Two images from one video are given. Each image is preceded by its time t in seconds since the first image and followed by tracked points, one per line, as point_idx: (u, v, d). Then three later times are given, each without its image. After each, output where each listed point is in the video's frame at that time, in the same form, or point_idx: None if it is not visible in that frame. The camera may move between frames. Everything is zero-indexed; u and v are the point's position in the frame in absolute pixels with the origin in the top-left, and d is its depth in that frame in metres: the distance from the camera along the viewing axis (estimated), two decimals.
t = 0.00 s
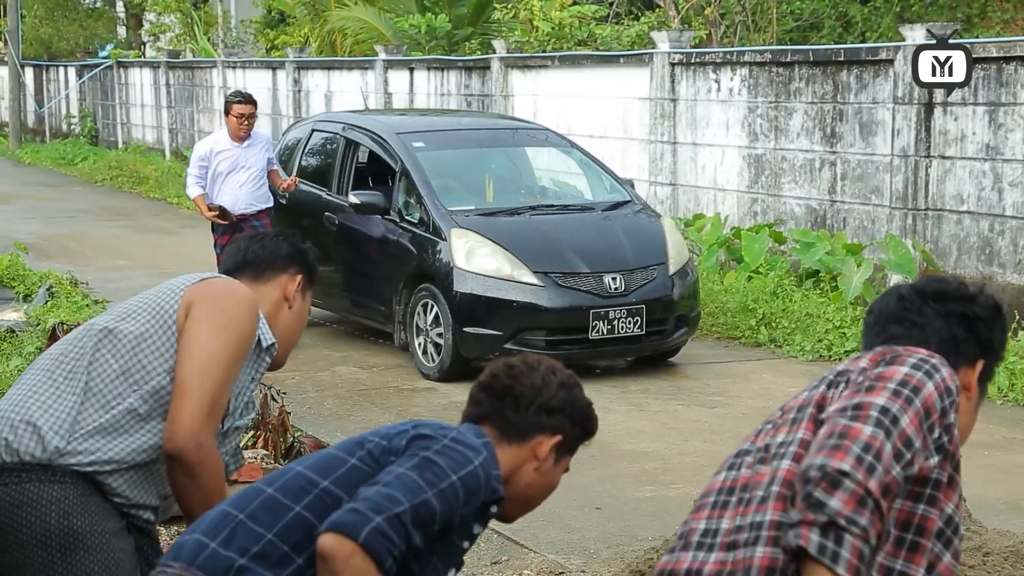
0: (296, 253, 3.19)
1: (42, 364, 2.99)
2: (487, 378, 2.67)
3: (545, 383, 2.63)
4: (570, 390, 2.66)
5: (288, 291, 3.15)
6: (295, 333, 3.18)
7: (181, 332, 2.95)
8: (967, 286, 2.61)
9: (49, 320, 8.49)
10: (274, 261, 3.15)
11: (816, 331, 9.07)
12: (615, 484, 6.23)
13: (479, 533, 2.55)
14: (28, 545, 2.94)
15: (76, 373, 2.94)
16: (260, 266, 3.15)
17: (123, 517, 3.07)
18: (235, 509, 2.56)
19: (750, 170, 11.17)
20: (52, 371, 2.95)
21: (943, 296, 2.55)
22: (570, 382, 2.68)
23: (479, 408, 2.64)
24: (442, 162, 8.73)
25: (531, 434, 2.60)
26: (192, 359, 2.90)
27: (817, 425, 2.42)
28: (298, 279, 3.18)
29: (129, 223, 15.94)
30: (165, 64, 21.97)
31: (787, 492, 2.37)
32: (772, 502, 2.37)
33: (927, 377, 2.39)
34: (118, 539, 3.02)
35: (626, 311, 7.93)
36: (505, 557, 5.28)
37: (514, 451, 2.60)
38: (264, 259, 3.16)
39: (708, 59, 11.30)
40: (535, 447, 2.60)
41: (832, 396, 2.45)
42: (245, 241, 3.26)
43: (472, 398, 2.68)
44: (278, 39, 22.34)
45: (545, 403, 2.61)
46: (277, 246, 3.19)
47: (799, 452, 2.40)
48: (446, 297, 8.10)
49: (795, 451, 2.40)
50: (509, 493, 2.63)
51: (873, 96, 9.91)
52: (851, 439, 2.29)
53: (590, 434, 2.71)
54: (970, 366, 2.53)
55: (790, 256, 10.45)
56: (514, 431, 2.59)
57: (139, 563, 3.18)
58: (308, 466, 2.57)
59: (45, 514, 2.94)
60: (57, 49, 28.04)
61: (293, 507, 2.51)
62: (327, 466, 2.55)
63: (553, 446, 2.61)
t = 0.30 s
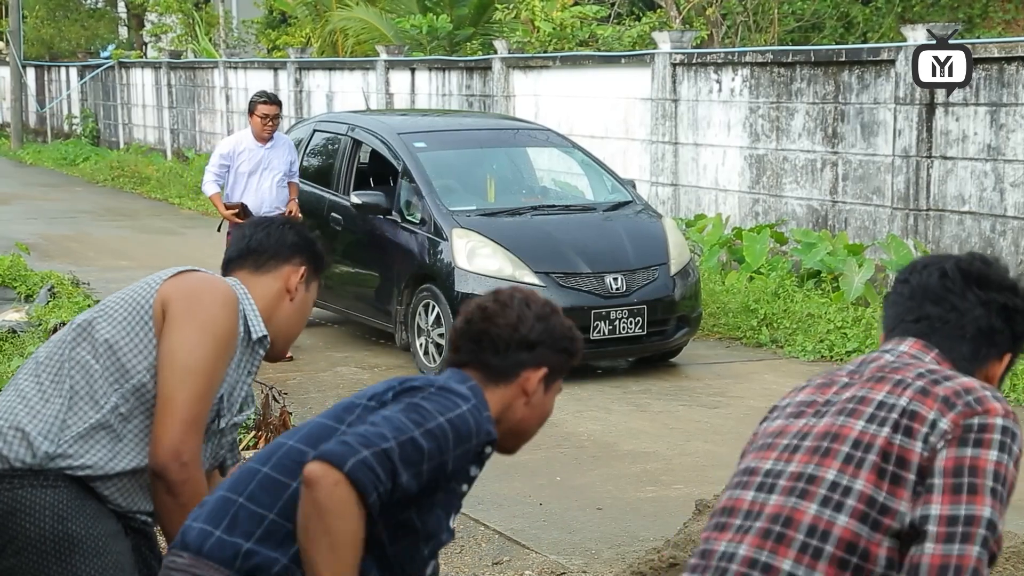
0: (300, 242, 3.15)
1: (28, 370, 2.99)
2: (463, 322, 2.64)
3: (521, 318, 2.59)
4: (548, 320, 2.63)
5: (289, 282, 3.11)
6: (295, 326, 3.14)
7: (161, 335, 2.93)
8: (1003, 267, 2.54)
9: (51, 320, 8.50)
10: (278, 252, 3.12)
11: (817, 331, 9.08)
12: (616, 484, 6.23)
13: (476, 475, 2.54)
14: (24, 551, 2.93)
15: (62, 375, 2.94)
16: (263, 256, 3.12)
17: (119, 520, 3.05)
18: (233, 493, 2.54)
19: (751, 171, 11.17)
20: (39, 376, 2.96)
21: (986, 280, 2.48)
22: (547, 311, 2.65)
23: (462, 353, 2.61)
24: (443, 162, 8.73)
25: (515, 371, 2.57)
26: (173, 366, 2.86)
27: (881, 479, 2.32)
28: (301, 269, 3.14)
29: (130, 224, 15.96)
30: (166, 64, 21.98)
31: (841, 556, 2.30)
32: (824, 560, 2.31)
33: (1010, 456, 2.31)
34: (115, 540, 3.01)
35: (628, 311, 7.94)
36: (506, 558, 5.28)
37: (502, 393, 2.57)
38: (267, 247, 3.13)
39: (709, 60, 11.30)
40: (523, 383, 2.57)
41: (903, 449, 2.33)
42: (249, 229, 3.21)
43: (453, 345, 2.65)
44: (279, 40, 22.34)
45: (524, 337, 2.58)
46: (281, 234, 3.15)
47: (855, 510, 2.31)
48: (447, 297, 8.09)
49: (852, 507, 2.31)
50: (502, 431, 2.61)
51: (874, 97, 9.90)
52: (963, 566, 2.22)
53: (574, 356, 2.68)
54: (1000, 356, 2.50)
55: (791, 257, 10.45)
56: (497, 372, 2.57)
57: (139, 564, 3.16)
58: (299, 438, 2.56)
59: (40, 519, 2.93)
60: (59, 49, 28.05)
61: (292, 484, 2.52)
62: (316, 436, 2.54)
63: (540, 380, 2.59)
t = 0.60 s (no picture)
0: (322, 267, 3.16)
1: (32, 379, 2.99)
2: (437, 244, 2.70)
3: (496, 237, 2.65)
4: (523, 237, 2.69)
5: (306, 306, 3.13)
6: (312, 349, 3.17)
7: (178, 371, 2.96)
8: None
9: (52, 321, 8.50)
10: (298, 274, 3.13)
11: (818, 332, 9.08)
12: (617, 484, 6.23)
13: (463, 398, 2.64)
14: (24, 559, 2.93)
15: (66, 384, 2.95)
16: (282, 276, 3.13)
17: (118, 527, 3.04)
18: (244, 484, 2.61)
19: (752, 171, 11.18)
20: (44, 384, 2.96)
21: (1009, 333, 2.36)
22: (522, 227, 2.70)
23: (440, 277, 2.69)
24: (443, 162, 8.74)
25: (493, 291, 2.65)
26: (192, 398, 2.92)
27: (886, 487, 2.24)
28: (320, 294, 3.15)
29: (131, 224, 15.96)
30: (167, 65, 21.99)
31: (853, 569, 2.20)
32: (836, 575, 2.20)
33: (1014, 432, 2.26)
34: (115, 547, 3.00)
35: (628, 312, 7.93)
36: (507, 558, 5.29)
37: (481, 314, 2.66)
38: (287, 268, 3.13)
39: (710, 60, 11.29)
40: (504, 302, 2.66)
41: (905, 453, 2.26)
42: (271, 247, 3.22)
43: (429, 268, 2.72)
44: (280, 41, 22.35)
45: (500, 257, 2.64)
46: (304, 256, 3.16)
47: (863, 520, 2.22)
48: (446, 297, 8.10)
49: (860, 517, 2.22)
50: (485, 348, 2.72)
51: (875, 97, 9.91)
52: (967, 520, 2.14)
53: (552, 271, 2.75)
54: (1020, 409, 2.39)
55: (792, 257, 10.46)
56: (475, 294, 2.65)
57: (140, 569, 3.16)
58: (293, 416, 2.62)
59: (39, 527, 2.92)
60: (59, 50, 28.05)
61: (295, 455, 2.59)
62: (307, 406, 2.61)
63: (519, 298, 2.67)
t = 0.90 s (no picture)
0: (336, 265, 3.11)
1: (33, 383, 2.99)
2: (440, 228, 2.71)
3: (500, 227, 2.67)
4: (526, 230, 2.70)
5: (315, 305, 3.09)
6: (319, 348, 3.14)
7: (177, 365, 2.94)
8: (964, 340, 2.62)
9: (51, 321, 8.50)
10: (311, 271, 3.08)
11: (818, 331, 9.09)
12: (617, 483, 6.23)
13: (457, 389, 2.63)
14: (29, 565, 2.97)
15: (67, 391, 2.93)
16: (295, 271, 3.08)
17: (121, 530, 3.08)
18: (232, 479, 2.60)
19: (752, 170, 11.17)
20: (45, 390, 2.95)
21: (953, 361, 2.54)
22: (526, 222, 2.72)
23: (440, 261, 2.69)
24: (443, 162, 8.74)
25: (491, 280, 2.65)
26: (184, 404, 2.88)
27: (871, 479, 2.38)
28: (331, 293, 3.11)
29: (130, 224, 15.96)
30: (167, 64, 21.99)
31: (841, 547, 2.32)
32: (824, 551, 2.33)
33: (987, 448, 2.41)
34: (118, 550, 3.04)
35: (628, 311, 7.93)
36: (507, 558, 5.29)
37: (477, 302, 2.66)
38: (301, 264, 3.08)
39: (710, 59, 11.29)
40: (500, 292, 2.66)
41: (888, 451, 2.39)
42: (287, 241, 3.17)
43: (431, 253, 2.72)
44: (280, 40, 22.36)
45: (501, 247, 2.65)
46: (319, 253, 3.11)
47: (850, 505, 2.36)
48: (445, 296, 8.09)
49: (847, 503, 2.36)
50: (479, 340, 2.71)
51: (875, 96, 9.91)
52: (955, 498, 2.29)
53: (552, 268, 2.76)
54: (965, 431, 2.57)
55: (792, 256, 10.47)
56: (474, 283, 2.65)
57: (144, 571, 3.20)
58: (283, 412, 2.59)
59: (41, 533, 2.96)
60: (59, 49, 28.06)
61: (284, 454, 2.55)
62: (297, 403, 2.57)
63: (516, 289, 2.67)
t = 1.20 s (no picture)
0: (341, 300, 3.18)
1: (53, 378, 3.01)
2: (450, 228, 2.73)
3: (509, 228, 2.70)
4: (536, 232, 2.73)
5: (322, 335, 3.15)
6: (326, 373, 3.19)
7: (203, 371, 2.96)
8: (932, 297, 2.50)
9: (50, 320, 8.50)
10: (318, 301, 3.15)
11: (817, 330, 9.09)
12: (617, 482, 6.23)
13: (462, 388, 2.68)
14: (23, 558, 2.96)
15: (87, 390, 2.95)
16: (303, 300, 3.14)
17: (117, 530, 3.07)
18: (245, 474, 2.61)
19: (751, 168, 11.17)
20: (64, 386, 2.97)
21: (926, 327, 2.42)
22: (535, 224, 2.75)
23: (451, 262, 2.71)
24: (443, 161, 8.74)
25: (501, 281, 2.68)
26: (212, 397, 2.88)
27: (887, 484, 2.26)
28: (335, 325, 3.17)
29: (130, 223, 15.95)
30: (166, 63, 21.97)
31: (863, 560, 2.22)
32: (848, 564, 2.22)
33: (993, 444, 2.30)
34: (114, 548, 3.03)
35: (628, 309, 7.93)
36: (507, 557, 5.29)
37: (485, 302, 2.68)
38: (308, 294, 3.15)
39: (709, 58, 11.29)
40: (508, 293, 2.68)
41: (900, 453, 2.28)
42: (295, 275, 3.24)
43: (440, 252, 2.75)
44: (279, 39, 22.36)
45: (511, 248, 2.68)
46: (325, 287, 3.18)
47: (869, 513, 2.24)
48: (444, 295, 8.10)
49: (865, 511, 2.24)
50: (488, 342, 2.73)
51: (874, 95, 9.91)
52: (979, 519, 2.16)
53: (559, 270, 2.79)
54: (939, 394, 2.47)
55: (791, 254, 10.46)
56: (484, 283, 2.68)
57: None
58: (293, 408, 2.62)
59: (38, 525, 2.95)
60: (58, 49, 28.04)
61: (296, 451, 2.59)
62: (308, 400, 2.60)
63: (524, 292, 2.69)
